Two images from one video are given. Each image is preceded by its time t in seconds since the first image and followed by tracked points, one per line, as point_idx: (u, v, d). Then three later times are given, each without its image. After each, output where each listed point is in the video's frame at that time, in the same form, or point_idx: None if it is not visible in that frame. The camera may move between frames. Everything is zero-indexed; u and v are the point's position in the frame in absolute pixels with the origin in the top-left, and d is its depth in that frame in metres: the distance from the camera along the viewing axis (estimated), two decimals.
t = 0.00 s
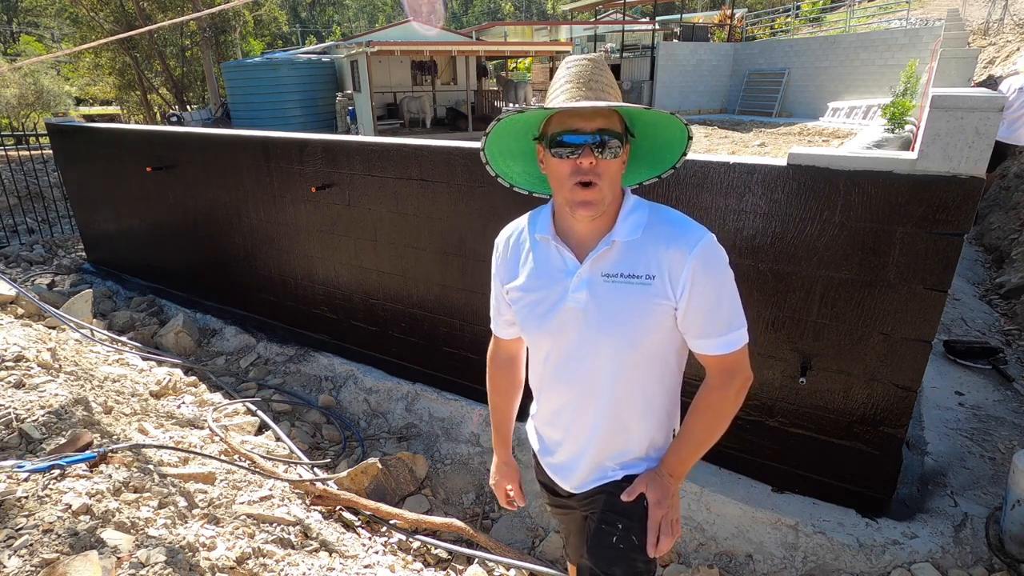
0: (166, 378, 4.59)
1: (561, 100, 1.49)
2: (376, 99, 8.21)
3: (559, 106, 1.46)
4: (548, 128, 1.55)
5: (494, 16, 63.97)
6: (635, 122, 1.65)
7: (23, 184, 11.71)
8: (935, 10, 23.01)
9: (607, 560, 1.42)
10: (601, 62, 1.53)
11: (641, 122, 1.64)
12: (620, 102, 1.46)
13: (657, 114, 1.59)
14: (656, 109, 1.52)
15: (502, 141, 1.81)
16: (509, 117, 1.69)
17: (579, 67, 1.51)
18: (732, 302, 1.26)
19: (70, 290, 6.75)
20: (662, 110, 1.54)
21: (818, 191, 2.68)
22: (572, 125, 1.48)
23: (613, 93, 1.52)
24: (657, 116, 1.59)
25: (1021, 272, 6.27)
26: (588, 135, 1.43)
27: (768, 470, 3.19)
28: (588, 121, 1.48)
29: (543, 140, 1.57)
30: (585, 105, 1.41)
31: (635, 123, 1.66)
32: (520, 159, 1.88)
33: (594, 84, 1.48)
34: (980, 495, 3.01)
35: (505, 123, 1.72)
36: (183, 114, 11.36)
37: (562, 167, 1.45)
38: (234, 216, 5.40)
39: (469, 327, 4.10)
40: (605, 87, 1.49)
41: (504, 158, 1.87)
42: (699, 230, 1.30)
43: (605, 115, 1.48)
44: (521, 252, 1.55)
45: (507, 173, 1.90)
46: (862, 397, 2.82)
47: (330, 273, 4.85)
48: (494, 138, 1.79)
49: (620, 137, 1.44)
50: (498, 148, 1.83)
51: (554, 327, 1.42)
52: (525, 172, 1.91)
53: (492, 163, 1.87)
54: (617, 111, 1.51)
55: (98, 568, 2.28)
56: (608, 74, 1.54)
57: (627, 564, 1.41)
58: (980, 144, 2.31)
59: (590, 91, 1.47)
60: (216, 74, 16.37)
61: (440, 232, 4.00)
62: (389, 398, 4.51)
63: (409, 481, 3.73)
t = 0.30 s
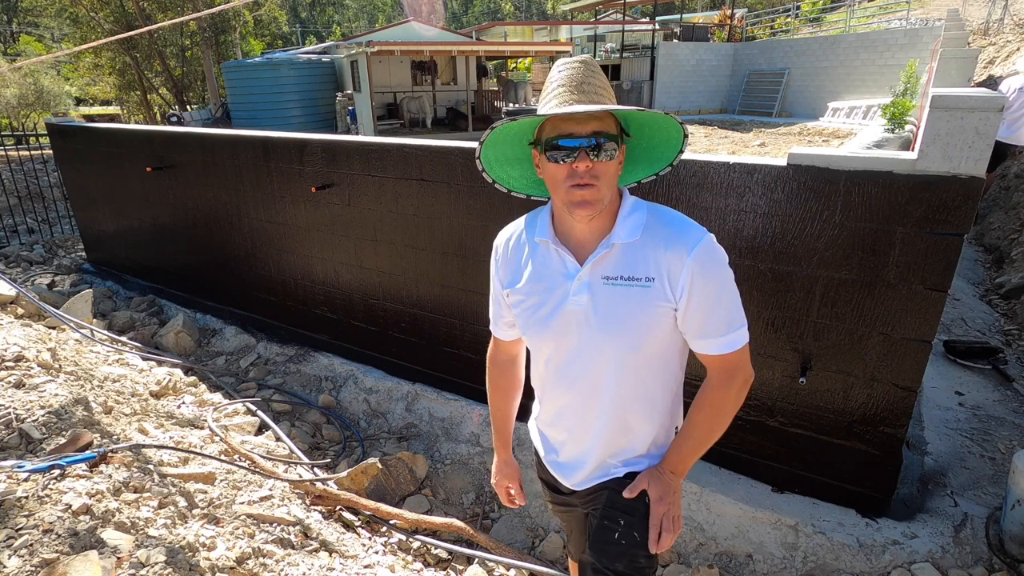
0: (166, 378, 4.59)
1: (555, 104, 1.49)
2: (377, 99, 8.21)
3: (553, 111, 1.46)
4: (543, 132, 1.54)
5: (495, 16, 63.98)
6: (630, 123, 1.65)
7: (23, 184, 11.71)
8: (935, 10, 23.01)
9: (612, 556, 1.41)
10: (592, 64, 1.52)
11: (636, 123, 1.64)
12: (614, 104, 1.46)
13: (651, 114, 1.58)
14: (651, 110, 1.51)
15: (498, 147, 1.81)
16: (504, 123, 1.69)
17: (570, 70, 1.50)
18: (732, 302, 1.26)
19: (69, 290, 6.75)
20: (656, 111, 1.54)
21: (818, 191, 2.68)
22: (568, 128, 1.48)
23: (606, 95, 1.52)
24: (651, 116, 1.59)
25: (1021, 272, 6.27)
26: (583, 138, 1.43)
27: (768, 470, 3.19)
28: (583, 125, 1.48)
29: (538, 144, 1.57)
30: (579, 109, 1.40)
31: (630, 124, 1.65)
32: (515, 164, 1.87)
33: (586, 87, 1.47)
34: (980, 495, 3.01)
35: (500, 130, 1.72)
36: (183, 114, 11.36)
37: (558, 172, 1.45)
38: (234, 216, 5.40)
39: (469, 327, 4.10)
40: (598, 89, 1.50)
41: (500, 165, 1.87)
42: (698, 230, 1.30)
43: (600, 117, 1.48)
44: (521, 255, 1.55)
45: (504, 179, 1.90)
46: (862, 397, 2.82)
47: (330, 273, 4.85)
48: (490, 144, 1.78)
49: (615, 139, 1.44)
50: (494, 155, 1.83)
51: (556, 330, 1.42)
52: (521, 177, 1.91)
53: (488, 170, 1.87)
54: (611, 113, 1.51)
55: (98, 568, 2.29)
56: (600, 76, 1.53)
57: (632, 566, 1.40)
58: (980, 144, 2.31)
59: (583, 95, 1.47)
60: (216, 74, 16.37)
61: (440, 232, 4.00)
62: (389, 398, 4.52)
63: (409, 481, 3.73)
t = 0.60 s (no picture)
0: (166, 378, 4.59)
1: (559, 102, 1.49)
2: (376, 99, 8.20)
3: (558, 108, 1.46)
4: (548, 130, 1.54)
5: (495, 16, 64.03)
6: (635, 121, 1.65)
7: (22, 184, 11.73)
8: (935, 10, 23.01)
9: (615, 560, 1.41)
10: (597, 63, 1.53)
11: (639, 121, 1.64)
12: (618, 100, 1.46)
13: (656, 111, 1.58)
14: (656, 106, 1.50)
15: (505, 146, 1.81)
16: (510, 120, 1.68)
17: (574, 70, 1.51)
18: (736, 300, 1.27)
19: (69, 290, 6.76)
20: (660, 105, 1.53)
21: (817, 191, 2.68)
22: (573, 124, 1.48)
23: (610, 91, 1.52)
24: (655, 112, 1.59)
25: (1021, 272, 6.27)
26: (588, 134, 1.43)
27: (768, 470, 3.19)
28: (587, 121, 1.48)
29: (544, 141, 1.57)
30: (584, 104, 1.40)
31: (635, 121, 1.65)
32: (522, 163, 1.87)
33: (591, 85, 1.48)
34: (980, 495, 3.01)
35: (507, 127, 1.72)
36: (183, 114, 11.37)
37: (562, 168, 1.45)
38: (234, 216, 5.40)
39: (469, 327, 4.10)
40: (602, 86, 1.50)
41: (507, 164, 1.86)
42: (703, 229, 1.30)
43: (605, 113, 1.48)
44: (525, 253, 1.55)
45: (511, 178, 1.90)
46: (862, 397, 2.82)
47: (330, 273, 4.85)
48: (497, 143, 1.78)
49: (619, 135, 1.44)
50: (501, 154, 1.83)
51: (561, 327, 1.41)
52: (528, 177, 1.91)
53: (495, 169, 1.87)
54: (616, 109, 1.51)
55: (98, 568, 2.29)
56: (605, 74, 1.53)
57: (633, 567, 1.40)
58: (980, 143, 2.31)
59: (587, 92, 1.47)
60: (216, 74, 16.37)
61: (440, 232, 4.00)
62: (389, 398, 4.53)
63: (409, 481, 3.73)
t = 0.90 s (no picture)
0: (166, 378, 4.59)
1: (566, 99, 1.49)
2: (376, 99, 8.19)
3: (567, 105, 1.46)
4: (555, 128, 1.54)
5: (495, 16, 64.03)
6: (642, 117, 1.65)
7: (22, 184, 11.74)
8: (935, 10, 23.00)
9: (616, 571, 1.42)
10: (604, 61, 1.53)
11: (646, 118, 1.64)
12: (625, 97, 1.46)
13: (662, 108, 1.58)
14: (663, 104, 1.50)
15: (513, 143, 1.80)
16: (517, 118, 1.68)
17: (581, 68, 1.51)
18: (741, 303, 1.27)
19: (69, 290, 6.76)
20: (667, 102, 1.52)
21: (817, 191, 2.68)
22: (580, 122, 1.48)
23: (617, 89, 1.52)
24: (661, 109, 1.58)
25: (1021, 272, 6.27)
26: (595, 131, 1.43)
27: (768, 471, 3.19)
28: (595, 119, 1.48)
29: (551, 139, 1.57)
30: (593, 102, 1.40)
31: (641, 118, 1.65)
32: (530, 162, 1.86)
33: (598, 83, 1.48)
34: (980, 495, 3.01)
35: (514, 125, 1.72)
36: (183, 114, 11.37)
37: (570, 166, 1.45)
38: (234, 216, 5.40)
39: (469, 327, 4.10)
40: (609, 84, 1.50)
41: (515, 162, 1.86)
42: (711, 232, 1.30)
43: (613, 112, 1.48)
44: (532, 252, 1.55)
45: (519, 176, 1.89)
46: (862, 397, 2.82)
47: (330, 273, 4.85)
48: (505, 139, 1.77)
49: (627, 134, 1.44)
50: (509, 152, 1.83)
51: (566, 325, 1.41)
52: (536, 175, 1.90)
53: (503, 167, 1.86)
54: (622, 107, 1.51)
55: (98, 568, 2.29)
56: (612, 72, 1.53)
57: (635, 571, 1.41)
58: (980, 143, 2.31)
59: (594, 89, 1.47)
60: (216, 74, 16.37)
61: (441, 232, 4.00)
62: (389, 398, 4.53)
63: (409, 481, 3.73)
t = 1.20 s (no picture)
0: (166, 378, 4.59)
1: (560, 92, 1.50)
2: (376, 99, 8.19)
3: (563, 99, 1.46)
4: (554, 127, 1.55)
5: (494, 16, 64.05)
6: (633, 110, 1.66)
7: (22, 184, 11.74)
8: (935, 10, 23.00)
9: (615, 572, 1.43)
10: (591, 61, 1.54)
11: (638, 104, 1.64)
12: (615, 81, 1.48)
13: (650, 87, 1.58)
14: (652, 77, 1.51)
15: (511, 160, 1.79)
16: (513, 129, 1.69)
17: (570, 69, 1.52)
18: (745, 307, 1.27)
19: (69, 290, 6.76)
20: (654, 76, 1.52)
21: (817, 191, 2.68)
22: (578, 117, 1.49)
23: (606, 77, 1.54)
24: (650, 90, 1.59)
25: (1021, 272, 6.27)
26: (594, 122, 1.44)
27: (768, 471, 3.19)
28: (591, 111, 1.50)
29: (550, 138, 1.58)
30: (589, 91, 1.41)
31: (632, 108, 1.65)
32: (530, 179, 1.86)
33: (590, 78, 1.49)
34: (980, 495, 3.01)
35: (511, 137, 1.72)
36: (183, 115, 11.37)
37: (571, 161, 1.46)
38: (234, 216, 5.40)
39: (469, 327, 4.10)
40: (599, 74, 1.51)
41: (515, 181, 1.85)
42: (715, 235, 1.30)
43: (605, 103, 1.51)
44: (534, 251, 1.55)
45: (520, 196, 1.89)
46: (862, 397, 2.82)
47: (330, 273, 4.84)
48: (503, 155, 1.77)
49: (624, 124, 1.46)
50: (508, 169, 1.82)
51: (569, 325, 1.41)
52: (536, 193, 1.89)
53: (504, 186, 1.85)
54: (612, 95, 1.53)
55: (98, 568, 2.29)
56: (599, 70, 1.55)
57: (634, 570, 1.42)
58: (980, 143, 2.31)
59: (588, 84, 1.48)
60: (216, 74, 16.36)
61: (441, 232, 4.00)
62: (389, 398, 4.53)
63: (409, 481, 3.73)
